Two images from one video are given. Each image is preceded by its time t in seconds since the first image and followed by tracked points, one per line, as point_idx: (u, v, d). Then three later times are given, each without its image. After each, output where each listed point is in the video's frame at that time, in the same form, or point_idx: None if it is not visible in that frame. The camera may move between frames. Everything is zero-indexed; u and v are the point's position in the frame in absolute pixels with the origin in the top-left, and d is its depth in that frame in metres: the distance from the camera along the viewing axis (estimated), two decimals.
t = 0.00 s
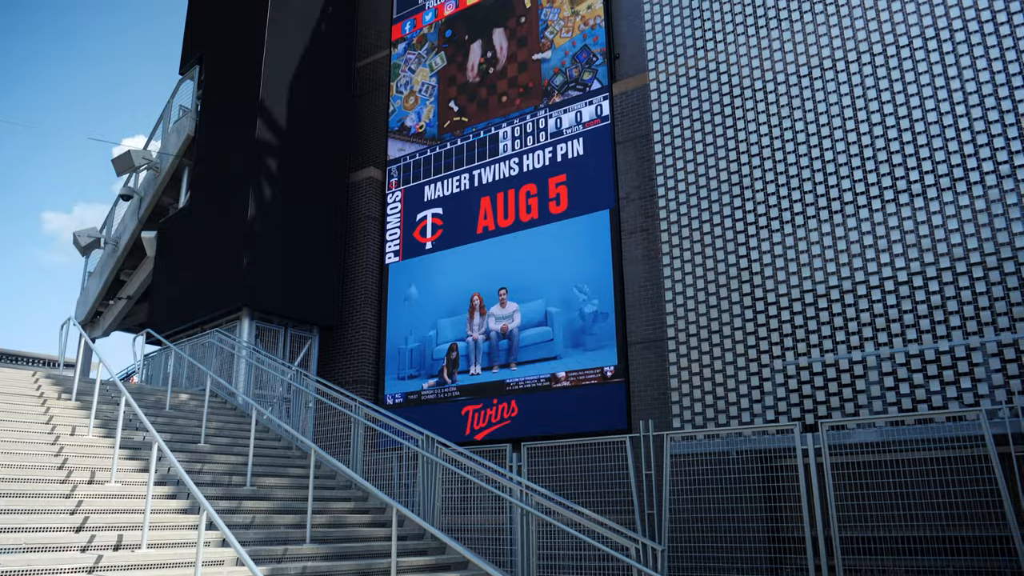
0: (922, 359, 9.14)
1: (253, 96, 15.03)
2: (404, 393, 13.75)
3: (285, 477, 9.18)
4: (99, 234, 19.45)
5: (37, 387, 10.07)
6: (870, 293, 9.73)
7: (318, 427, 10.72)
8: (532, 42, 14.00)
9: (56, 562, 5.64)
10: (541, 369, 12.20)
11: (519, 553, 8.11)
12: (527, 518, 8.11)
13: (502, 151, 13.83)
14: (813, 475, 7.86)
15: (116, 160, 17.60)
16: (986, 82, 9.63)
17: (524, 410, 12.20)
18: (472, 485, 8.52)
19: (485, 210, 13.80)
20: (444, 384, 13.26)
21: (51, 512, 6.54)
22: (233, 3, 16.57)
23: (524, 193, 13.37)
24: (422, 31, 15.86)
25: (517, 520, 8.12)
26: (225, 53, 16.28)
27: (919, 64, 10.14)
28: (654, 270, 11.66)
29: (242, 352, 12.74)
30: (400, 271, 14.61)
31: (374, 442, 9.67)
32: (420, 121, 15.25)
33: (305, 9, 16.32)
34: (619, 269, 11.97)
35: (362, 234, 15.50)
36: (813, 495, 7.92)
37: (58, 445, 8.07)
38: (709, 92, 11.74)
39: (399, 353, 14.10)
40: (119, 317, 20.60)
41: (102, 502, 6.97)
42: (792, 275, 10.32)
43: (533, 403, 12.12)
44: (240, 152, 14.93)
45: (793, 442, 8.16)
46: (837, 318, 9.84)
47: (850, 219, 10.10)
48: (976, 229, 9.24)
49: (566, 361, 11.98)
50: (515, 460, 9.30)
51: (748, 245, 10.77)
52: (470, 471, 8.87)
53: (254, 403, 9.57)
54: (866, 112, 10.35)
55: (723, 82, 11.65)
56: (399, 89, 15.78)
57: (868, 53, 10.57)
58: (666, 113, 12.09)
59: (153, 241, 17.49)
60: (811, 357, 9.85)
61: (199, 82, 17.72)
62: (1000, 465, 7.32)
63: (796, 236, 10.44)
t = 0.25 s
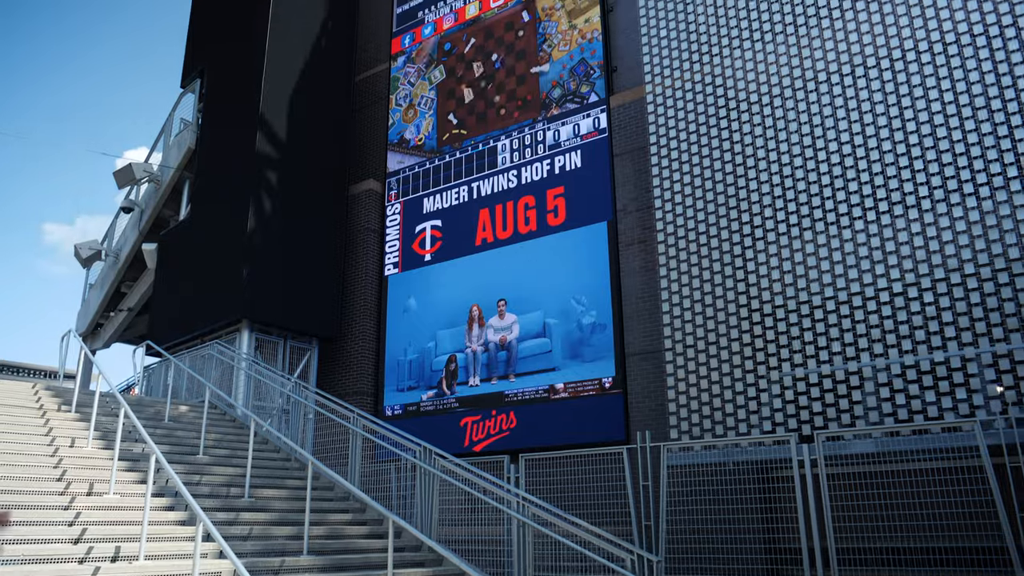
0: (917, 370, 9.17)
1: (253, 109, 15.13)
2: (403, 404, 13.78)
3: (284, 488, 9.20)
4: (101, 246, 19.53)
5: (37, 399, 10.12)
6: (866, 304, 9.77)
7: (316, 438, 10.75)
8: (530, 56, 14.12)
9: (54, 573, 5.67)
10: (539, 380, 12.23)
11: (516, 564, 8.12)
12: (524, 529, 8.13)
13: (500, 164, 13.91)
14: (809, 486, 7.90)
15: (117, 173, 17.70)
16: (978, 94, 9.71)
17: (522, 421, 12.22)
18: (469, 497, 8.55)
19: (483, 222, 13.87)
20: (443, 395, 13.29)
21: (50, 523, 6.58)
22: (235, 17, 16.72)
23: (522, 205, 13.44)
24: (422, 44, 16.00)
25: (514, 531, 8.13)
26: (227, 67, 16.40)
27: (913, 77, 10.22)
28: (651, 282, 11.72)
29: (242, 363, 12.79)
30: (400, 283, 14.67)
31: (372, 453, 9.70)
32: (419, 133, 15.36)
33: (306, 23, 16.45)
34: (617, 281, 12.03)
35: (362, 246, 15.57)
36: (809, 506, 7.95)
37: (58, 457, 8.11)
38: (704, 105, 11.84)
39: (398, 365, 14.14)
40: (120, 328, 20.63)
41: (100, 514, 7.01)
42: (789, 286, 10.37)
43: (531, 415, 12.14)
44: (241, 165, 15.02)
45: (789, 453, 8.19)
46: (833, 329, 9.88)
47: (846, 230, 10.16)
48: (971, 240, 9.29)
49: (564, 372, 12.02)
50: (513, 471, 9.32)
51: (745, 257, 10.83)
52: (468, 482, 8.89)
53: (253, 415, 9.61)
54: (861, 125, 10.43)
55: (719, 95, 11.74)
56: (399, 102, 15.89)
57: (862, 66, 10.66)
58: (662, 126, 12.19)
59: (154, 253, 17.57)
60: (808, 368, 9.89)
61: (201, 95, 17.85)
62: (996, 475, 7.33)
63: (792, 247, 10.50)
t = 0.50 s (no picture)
0: (914, 383, 9.20)
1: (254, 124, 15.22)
2: (402, 417, 13.80)
3: (282, 502, 9.23)
4: (102, 260, 19.60)
5: (37, 412, 10.16)
6: (863, 316, 9.81)
7: (316, 452, 10.78)
8: (529, 70, 14.23)
9: None
10: (538, 394, 12.26)
11: None
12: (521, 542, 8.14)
13: (499, 178, 14.00)
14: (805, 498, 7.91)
15: (120, 188, 17.79)
16: (971, 108, 9.79)
17: (521, 434, 12.24)
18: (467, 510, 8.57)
19: (482, 235, 13.95)
20: (443, 408, 13.31)
21: (49, 537, 6.61)
22: (236, 32, 16.85)
23: (521, 219, 13.51)
24: (422, 59, 16.14)
25: (512, 544, 8.15)
26: (228, 82, 16.51)
27: (907, 91, 10.30)
28: (649, 295, 11.76)
29: (242, 377, 12.83)
30: (399, 296, 14.73)
31: (371, 466, 9.72)
32: (419, 148, 15.47)
33: (307, 38, 16.58)
34: (615, 293, 12.08)
35: (362, 259, 15.63)
36: (806, 519, 7.96)
37: (58, 471, 8.15)
38: (701, 119, 11.93)
39: (398, 378, 14.17)
40: (120, 342, 20.66)
41: (99, 527, 7.04)
42: (785, 299, 10.41)
43: (530, 427, 12.16)
44: (241, 179, 15.10)
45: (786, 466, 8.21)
46: (829, 342, 9.92)
47: (842, 243, 10.22)
48: (966, 253, 9.34)
49: (563, 386, 12.05)
50: (511, 485, 9.34)
51: (742, 270, 10.88)
52: (466, 496, 8.91)
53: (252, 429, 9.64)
54: (855, 138, 10.52)
55: (715, 109, 11.84)
56: (399, 116, 16.01)
57: (856, 81, 10.75)
58: (659, 140, 12.28)
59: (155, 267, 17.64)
60: (805, 381, 9.92)
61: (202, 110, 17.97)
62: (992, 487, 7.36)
63: (788, 261, 10.56)
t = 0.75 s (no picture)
0: (913, 394, 9.21)
1: (256, 137, 15.31)
2: (403, 428, 13.81)
3: (282, 513, 9.24)
4: (104, 271, 19.65)
5: (38, 424, 10.18)
6: (861, 327, 9.83)
7: (316, 463, 10.79)
8: (529, 82, 14.32)
9: None
10: (539, 404, 12.27)
11: None
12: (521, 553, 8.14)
13: (499, 189, 14.06)
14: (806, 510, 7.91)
15: (122, 200, 17.86)
16: (967, 120, 9.85)
17: (521, 445, 12.24)
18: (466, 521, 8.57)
19: (482, 247, 14.00)
20: (443, 419, 13.31)
21: (49, 548, 6.63)
22: (238, 45, 16.94)
23: (521, 230, 13.57)
24: (423, 71, 16.24)
25: (511, 555, 8.15)
26: (230, 94, 16.59)
27: (904, 103, 10.37)
28: (649, 305, 11.79)
29: (243, 388, 12.86)
30: (400, 308, 14.77)
31: (371, 478, 9.73)
32: (419, 159, 15.54)
33: (309, 51, 16.68)
34: (615, 304, 12.10)
35: (362, 271, 15.69)
36: (806, 529, 7.96)
37: (58, 482, 8.17)
38: (700, 131, 11.99)
39: (398, 389, 14.18)
40: (122, 353, 20.67)
41: (99, 538, 7.06)
42: (784, 309, 10.44)
43: (531, 438, 12.17)
44: (243, 191, 15.17)
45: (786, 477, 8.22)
46: (828, 353, 9.94)
47: (840, 254, 10.25)
48: (964, 264, 9.37)
49: (563, 397, 12.06)
50: (511, 496, 9.34)
51: (741, 281, 10.91)
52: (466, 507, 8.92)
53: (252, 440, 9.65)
54: (853, 150, 10.57)
55: (714, 121, 11.90)
56: (400, 128, 16.10)
57: (854, 93, 10.82)
58: (658, 152, 12.34)
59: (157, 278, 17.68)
60: (805, 392, 9.93)
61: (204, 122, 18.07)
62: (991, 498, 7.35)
63: (787, 271, 10.59)
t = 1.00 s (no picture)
0: (914, 408, 9.22)
1: (259, 152, 15.40)
2: (405, 442, 13.81)
3: (284, 528, 9.24)
4: (108, 285, 19.71)
5: (41, 438, 10.21)
6: (862, 341, 9.85)
7: (318, 478, 10.78)
8: (530, 97, 14.42)
9: None
10: (541, 418, 12.27)
11: None
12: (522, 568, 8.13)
13: (501, 203, 14.13)
14: (807, 525, 7.91)
15: (126, 215, 17.93)
16: (965, 135, 9.91)
17: (523, 459, 12.23)
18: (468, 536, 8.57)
19: (484, 260, 14.05)
20: (445, 433, 13.32)
21: (51, 563, 6.65)
22: (242, 60, 17.07)
23: (523, 244, 13.62)
24: (425, 87, 16.36)
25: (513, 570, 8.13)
26: (233, 109, 16.70)
27: (903, 117, 10.43)
28: (650, 319, 11.81)
29: (246, 402, 12.88)
30: (402, 321, 14.81)
31: (373, 492, 9.73)
32: (421, 174, 15.63)
33: (312, 66, 16.80)
34: (616, 318, 12.13)
35: (365, 285, 15.74)
36: (807, 543, 7.94)
37: (60, 497, 8.20)
38: (700, 145, 12.06)
39: (401, 403, 14.18)
40: (125, 367, 20.69)
41: (100, 553, 7.08)
42: (785, 323, 10.46)
43: (532, 452, 12.16)
44: (246, 206, 15.24)
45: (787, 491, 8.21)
46: (829, 366, 9.96)
47: (840, 268, 10.29)
48: (963, 278, 9.40)
49: (565, 410, 12.07)
50: (512, 510, 9.34)
51: (741, 295, 10.94)
52: (468, 522, 8.91)
53: (254, 455, 9.67)
54: (852, 164, 10.63)
55: (714, 136, 11.97)
56: (402, 143, 16.21)
57: (852, 108, 10.89)
58: (659, 166, 12.41)
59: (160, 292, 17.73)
60: (806, 406, 9.95)
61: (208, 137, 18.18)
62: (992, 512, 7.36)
63: (787, 285, 10.63)
